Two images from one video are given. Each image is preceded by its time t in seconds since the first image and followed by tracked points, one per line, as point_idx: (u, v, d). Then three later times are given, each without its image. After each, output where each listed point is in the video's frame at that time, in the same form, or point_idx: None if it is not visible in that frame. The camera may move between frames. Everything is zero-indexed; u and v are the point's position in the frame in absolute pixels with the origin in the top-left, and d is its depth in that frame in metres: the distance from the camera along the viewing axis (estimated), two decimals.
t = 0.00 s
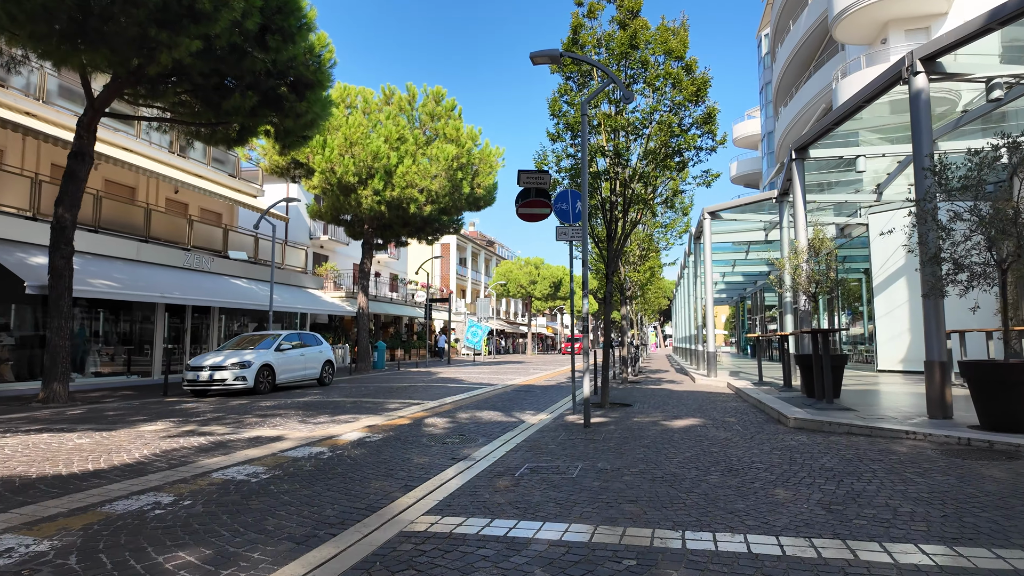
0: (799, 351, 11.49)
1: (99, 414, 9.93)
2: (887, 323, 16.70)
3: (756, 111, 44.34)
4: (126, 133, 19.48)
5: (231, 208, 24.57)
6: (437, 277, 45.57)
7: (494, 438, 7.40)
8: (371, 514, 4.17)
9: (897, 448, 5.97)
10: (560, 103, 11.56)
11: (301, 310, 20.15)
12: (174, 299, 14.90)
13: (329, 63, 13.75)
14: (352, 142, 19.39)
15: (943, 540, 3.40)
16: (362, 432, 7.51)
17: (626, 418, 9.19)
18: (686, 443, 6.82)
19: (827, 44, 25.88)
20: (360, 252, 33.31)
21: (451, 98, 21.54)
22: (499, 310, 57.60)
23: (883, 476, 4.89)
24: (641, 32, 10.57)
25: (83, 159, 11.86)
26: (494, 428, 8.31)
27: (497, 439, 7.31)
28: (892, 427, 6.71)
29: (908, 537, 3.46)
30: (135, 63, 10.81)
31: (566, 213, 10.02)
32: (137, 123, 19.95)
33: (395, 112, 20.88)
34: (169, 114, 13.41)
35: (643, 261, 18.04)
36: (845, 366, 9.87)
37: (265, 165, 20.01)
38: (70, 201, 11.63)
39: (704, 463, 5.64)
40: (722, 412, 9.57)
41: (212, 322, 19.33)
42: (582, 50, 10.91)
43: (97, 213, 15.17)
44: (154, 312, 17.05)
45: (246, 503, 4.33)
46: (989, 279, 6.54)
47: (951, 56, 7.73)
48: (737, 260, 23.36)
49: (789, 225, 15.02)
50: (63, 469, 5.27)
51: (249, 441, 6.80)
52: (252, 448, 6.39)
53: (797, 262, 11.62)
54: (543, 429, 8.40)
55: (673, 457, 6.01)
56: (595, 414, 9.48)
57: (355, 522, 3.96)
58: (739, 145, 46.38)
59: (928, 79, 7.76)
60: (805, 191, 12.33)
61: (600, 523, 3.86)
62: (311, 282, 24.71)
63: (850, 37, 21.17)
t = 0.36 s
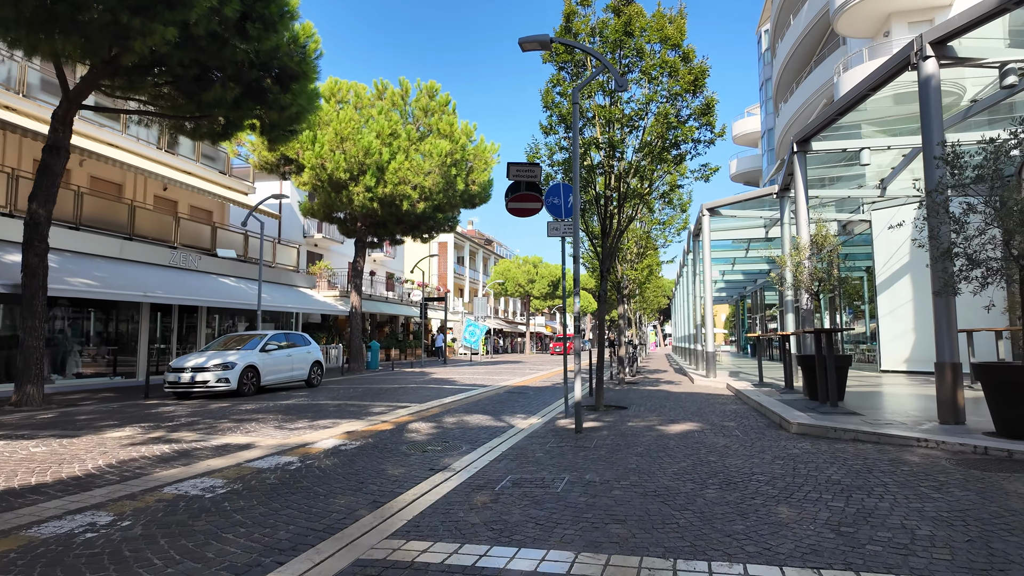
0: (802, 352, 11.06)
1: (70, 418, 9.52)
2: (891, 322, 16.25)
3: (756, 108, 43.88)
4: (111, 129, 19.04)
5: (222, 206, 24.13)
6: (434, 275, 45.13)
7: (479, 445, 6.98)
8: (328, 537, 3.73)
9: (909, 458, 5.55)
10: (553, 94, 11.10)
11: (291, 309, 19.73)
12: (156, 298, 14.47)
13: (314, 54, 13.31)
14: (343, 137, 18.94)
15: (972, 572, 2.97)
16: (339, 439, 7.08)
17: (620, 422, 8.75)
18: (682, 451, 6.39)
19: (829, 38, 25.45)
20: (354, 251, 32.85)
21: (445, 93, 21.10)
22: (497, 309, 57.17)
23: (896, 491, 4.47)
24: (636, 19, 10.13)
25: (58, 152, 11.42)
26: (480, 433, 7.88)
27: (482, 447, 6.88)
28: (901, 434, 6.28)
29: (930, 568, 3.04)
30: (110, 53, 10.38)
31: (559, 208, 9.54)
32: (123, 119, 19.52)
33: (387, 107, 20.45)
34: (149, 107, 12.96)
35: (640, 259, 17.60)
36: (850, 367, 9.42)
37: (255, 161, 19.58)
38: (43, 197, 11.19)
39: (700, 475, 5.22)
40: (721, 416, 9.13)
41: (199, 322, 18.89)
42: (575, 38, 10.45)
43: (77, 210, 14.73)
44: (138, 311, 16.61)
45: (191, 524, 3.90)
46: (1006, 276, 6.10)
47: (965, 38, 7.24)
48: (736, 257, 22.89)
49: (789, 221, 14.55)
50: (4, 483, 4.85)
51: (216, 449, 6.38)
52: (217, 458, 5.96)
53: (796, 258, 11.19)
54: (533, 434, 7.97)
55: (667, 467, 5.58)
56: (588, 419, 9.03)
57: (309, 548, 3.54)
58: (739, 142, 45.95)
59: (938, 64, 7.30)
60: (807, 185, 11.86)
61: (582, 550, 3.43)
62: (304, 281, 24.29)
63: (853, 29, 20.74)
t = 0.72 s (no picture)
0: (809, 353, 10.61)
1: (46, 420, 9.14)
2: (901, 321, 15.77)
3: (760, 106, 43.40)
4: (103, 124, 18.69)
5: (217, 203, 23.77)
6: (435, 275, 44.80)
7: (468, 451, 6.57)
8: (286, 559, 3.33)
9: (930, 467, 5.11)
10: (550, 84, 10.67)
11: (285, 308, 19.32)
12: (144, 296, 14.10)
13: (305, 45, 12.92)
14: (338, 133, 18.55)
15: None
16: (320, 444, 6.68)
17: (619, 425, 8.33)
18: (684, 458, 5.97)
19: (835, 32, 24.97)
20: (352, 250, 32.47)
21: (443, 88, 20.69)
22: (499, 309, 56.85)
23: (920, 506, 4.04)
24: (637, 5, 9.70)
25: (39, 146, 11.07)
26: (471, 438, 7.47)
27: (471, 453, 6.46)
28: (920, 440, 5.84)
29: None
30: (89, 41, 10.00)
31: (556, 202, 9.10)
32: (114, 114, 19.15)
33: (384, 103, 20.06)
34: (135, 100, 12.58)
35: (642, 257, 17.16)
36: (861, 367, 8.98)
37: (249, 156, 19.17)
38: (23, 191, 10.83)
39: (704, 486, 4.80)
40: (726, 419, 8.70)
41: (191, 321, 18.54)
42: (573, 25, 10.03)
43: (64, 206, 14.37)
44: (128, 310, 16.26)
45: (135, 543, 3.50)
46: None
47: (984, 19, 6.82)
48: (740, 256, 22.43)
49: (796, 217, 14.10)
50: None
51: (187, 455, 5.99)
52: (185, 465, 5.57)
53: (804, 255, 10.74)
54: (527, 439, 7.55)
55: (667, 476, 5.16)
56: (586, 422, 8.61)
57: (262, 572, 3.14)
58: (743, 140, 45.49)
59: (956, 45, 6.87)
60: (815, 179, 11.41)
61: None
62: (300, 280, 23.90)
63: (860, 22, 20.27)
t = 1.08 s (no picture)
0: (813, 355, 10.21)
1: (17, 425, 8.76)
2: (904, 322, 15.37)
3: (759, 106, 43.10)
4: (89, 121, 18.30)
5: (209, 202, 23.38)
6: (432, 275, 44.45)
7: (452, 460, 6.19)
8: None
9: (947, 480, 4.74)
10: (545, 76, 10.28)
11: (276, 308, 18.92)
12: (127, 296, 13.71)
13: (292, 37, 12.54)
14: (330, 129, 18.17)
15: None
16: (296, 454, 6.31)
17: (615, 431, 7.95)
18: (681, 468, 5.59)
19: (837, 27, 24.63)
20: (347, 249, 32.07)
21: (438, 84, 20.31)
22: (497, 309, 56.50)
23: (940, 527, 3.68)
24: None
25: (14, 140, 10.69)
26: (457, 445, 7.09)
27: (455, 463, 6.08)
28: (933, 450, 5.46)
29: None
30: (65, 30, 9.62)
31: (549, 197, 8.70)
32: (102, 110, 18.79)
33: (379, 100, 19.68)
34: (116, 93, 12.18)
35: (640, 256, 16.78)
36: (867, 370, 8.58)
37: (239, 154, 18.75)
38: None
39: (703, 502, 4.43)
40: (726, 425, 8.32)
41: (180, 321, 18.17)
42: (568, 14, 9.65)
43: (45, 204, 13.98)
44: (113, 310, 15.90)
45: (65, 572, 3.12)
46: None
47: (999, 3, 6.46)
48: (740, 255, 22.06)
49: (798, 216, 13.72)
50: None
51: (151, 466, 5.61)
52: (145, 477, 5.19)
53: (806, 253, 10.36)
54: (516, 446, 7.18)
55: (663, 490, 4.79)
56: (581, 428, 8.23)
57: None
58: (743, 140, 45.13)
59: (972, 30, 6.50)
60: (818, 175, 11.02)
61: None
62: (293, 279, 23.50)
63: (862, 17, 19.96)
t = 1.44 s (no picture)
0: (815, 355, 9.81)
1: None
2: (906, 322, 14.99)
3: (758, 104, 42.77)
4: (74, 116, 17.89)
5: (200, 200, 22.98)
6: (429, 274, 44.07)
7: (431, 467, 5.80)
8: None
9: (961, 490, 4.36)
10: (535, 64, 9.88)
11: (265, 307, 18.54)
12: (107, 294, 13.31)
13: (276, 27, 12.14)
14: (320, 124, 17.78)
15: None
16: (264, 460, 5.92)
17: (606, 434, 7.55)
18: (674, 476, 5.20)
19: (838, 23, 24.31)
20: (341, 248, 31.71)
21: (432, 79, 19.92)
22: (494, 309, 56.13)
23: (957, 545, 3.30)
24: None
25: None
26: (438, 450, 6.70)
27: (433, 470, 5.68)
28: (945, 456, 5.08)
29: None
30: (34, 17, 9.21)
31: (537, 189, 8.31)
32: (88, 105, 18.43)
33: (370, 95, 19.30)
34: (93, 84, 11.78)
35: (637, 254, 16.39)
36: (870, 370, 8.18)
37: (227, 150, 18.40)
38: None
39: (695, 515, 4.04)
40: (723, 428, 7.93)
41: (166, 319, 17.80)
42: None
43: (24, 199, 13.60)
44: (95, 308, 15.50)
45: None
46: None
47: None
48: (739, 254, 21.70)
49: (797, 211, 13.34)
50: None
51: (104, 474, 5.21)
52: (93, 486, 4.79)
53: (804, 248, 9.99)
54: (501, 450, 6.79)
55: (652, 501, 4.41)
56: (571, 431, 7.84)
57: None
58: (743, 138, 44.73)
59: (983, 8, 6.10)
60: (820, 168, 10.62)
61: None
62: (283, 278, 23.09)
63: (863, 10, 19.64)
